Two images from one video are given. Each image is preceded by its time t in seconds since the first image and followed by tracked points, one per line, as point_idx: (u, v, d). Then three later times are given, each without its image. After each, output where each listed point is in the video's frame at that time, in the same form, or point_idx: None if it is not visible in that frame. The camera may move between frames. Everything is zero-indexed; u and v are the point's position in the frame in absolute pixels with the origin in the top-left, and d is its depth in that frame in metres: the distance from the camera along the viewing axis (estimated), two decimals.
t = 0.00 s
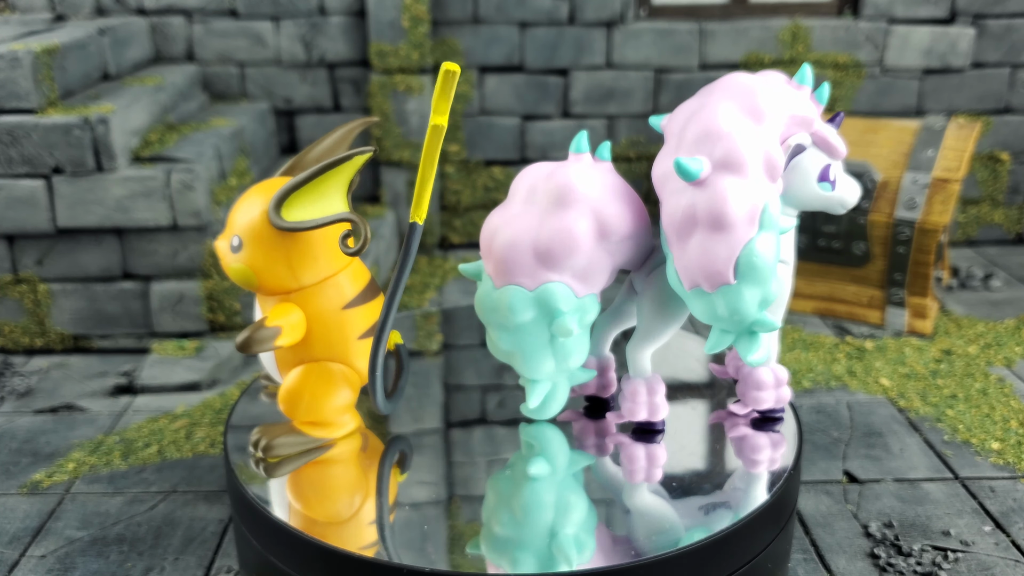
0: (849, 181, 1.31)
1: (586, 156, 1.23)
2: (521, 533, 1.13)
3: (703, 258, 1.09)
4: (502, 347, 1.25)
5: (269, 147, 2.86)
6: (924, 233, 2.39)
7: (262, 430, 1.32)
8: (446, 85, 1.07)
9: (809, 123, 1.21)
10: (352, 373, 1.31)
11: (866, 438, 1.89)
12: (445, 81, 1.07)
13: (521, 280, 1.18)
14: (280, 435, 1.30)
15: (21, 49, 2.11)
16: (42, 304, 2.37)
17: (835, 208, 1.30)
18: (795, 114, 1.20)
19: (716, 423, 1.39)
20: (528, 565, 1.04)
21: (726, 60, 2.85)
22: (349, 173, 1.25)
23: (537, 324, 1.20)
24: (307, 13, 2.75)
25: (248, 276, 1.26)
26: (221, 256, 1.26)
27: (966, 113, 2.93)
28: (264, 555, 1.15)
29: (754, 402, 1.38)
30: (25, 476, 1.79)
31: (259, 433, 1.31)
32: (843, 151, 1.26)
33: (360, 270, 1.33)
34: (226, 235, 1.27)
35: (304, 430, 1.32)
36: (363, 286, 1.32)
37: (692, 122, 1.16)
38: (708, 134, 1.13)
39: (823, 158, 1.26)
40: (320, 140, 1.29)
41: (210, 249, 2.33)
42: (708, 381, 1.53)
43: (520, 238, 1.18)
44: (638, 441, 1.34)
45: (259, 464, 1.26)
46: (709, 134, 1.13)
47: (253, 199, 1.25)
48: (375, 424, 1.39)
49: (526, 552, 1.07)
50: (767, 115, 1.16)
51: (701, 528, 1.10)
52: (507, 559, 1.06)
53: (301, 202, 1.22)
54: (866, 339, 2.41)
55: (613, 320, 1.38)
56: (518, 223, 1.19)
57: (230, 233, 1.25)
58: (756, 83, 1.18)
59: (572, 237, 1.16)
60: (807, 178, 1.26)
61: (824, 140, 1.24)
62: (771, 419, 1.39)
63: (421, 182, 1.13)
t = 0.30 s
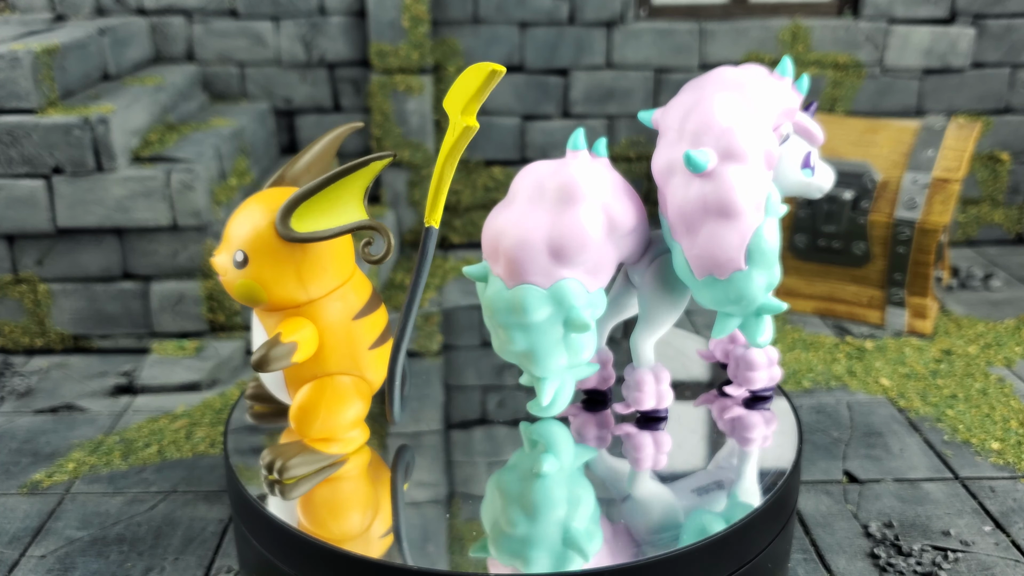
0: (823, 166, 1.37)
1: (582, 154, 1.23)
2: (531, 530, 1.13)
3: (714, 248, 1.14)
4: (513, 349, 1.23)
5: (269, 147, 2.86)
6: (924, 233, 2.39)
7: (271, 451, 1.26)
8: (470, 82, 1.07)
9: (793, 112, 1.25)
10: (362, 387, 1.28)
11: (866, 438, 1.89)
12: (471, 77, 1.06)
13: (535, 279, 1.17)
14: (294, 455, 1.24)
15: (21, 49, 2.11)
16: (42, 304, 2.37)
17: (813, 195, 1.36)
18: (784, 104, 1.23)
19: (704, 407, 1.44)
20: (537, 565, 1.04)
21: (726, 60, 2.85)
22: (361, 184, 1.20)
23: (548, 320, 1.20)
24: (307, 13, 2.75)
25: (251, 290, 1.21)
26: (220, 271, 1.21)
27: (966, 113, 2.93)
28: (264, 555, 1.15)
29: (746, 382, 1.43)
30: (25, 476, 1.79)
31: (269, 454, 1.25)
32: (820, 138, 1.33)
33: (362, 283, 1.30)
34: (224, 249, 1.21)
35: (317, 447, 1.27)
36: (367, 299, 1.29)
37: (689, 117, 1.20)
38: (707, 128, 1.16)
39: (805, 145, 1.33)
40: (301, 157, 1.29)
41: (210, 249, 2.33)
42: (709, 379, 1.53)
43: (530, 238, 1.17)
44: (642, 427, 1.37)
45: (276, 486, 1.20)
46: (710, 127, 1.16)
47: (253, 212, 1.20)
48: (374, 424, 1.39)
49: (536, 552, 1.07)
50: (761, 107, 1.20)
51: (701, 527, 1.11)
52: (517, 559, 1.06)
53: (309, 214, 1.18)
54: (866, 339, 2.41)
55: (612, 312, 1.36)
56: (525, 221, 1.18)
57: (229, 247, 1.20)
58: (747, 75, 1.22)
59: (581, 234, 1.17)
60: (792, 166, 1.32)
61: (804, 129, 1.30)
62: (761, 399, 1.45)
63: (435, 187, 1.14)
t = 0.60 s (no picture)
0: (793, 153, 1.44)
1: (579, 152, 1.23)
2: (543, 524, 1.14)
3: (716, 236, 1.23)
4: (524, 348, 1.23)
5: (269, 147, 2.86)
6: (924, 233, 2.39)
7: (290, 472, 1.20)
8: (507, 82, 1.06)
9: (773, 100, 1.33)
10: (378, 398, 1.26)
11: (866, 438, 1.89)
12: (508, 77, 1.06)
13: (548, 277, 1.18)
14: (318, 473, 1.20)
15: (21, 49, 2.11)
16: (42, 304, 2.37)
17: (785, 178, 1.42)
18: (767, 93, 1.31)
19: (687, 391, 1.48)
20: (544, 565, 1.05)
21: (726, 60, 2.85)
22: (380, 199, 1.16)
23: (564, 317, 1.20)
24: (307, 13, 2.75)
25: (264, 305, 1.17)
26: (230, 286, 1.17)
27: (966, 113, 2.93)
28: (264, 555, 1.15)
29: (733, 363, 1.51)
30: (25, 476, 1.79)
31: (291, 475, 1.19)
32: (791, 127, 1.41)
33: (372, 296, 1.28)
34: (232, 264, 1.17)
35: (337, 464, 1.23)
36: (376, 311, 1.28)
37: (682, 109, 1.27)
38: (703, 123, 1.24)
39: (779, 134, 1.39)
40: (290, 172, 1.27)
41: (210, 249, 2.32)
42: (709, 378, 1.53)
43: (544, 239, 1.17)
44: (642, 415, 1.42)
45: (306, 507, 1.15)
46: (705, 120, 1.24)
47: (261, 225, 1.17)
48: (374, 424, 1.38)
49: (553, 547, 1.08)
50: (750, 98, 1.27)
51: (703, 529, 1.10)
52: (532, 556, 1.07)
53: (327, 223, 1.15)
54: (866, 339, 2.41)
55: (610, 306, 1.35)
56: (539, 221, 1.17)
57: (240, 261, 1.17)
58: (734, 69, 1.28)
59: (593, 232, 1.18)
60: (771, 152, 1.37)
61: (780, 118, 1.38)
62: (744, 379, 1.52)
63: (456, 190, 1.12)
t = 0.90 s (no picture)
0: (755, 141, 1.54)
1: (572, 149, 1.23)
2: (546, 518, 1.16)
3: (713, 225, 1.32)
4: (534, 346, 1.25)
5: (269, 147, 2.86)
6: (924, 233, 2.40)
7: (321, 492, 1.15)
8: (543, 80, 1.02)
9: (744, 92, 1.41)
10: (402, 407, 1.23)
11: (866, 438, 1.89)
12: (545, 75, 1.01)
13: (560, 274, 1.19)
14: (352, 489, 1.15)
15: (21, 49, 2.11)
16: (42, 304, 2.37)
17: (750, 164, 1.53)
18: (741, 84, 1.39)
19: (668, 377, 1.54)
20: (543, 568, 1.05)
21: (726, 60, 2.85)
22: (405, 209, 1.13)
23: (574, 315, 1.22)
24: (306, 13, 2.75)
25: (288, 319, 1.13)
26: (252, 301, 1.12)
27: (966, 113, 2.93)
28: (265, 555, 1.15)
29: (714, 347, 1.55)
30: (25, 476, 1.79)
31: (322, 495, 1.14)
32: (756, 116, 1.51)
33: (389, 308, 1.25)
34: (250, 279, 1.13)
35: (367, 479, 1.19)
36: (392, 322, 1.24)
37: (668, 104, 1.32)
38: (691, 117, 1.29)
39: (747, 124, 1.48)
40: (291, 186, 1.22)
41: (210, 249, 2.32)
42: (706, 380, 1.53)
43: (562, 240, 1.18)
44: (636, 404, 1.45)
45: (344, 526, 1.11)
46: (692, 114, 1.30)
47: (277, 238, 1.12)
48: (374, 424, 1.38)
49: (558, 542, 1.10)
50: (729, 88, 1.34)
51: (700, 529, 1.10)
52: (539, 554, 1.08)
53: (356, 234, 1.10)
54: (866, 339, 2.41)
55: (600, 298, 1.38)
56: (554, 222, 1.18)
57: (262, 275, 1.12)
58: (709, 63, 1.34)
59: (601, 229, 1.21)
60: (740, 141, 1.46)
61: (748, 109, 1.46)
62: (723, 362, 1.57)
63: (478, 192, 1.05)
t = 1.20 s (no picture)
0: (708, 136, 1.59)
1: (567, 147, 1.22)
2: (550, 513, 1.16)
3: (705, 215, 1.35)
4: (544, 344, 1.24)
5: (269, 147, 2.86)
6: (924, 233, 2.40)
7: (362, 509, 1.09)
8: (583, 79, 1.00)
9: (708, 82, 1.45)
10: (432, 415, 1.17)
11: (866, 438, 1.89)
12: (585, 74, 1.00)
13: (567, 271, 1.19)
14: (393, 503, 1.10)
15: (21, 49, 2.11)
16: (42, 304, 2.37)
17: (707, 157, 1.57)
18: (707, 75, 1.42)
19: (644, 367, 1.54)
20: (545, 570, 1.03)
21: (726, 60, 2.85)
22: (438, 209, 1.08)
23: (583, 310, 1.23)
24: (306, 13, 2.75)
25: (323, 334, 1.06)
26: (284, 316, 1.05)
27: (966, 113, 2.93)
28: (265, 556, 1.13)
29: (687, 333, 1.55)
30: (25, 476, 1.79)
31: (363, 512, 1.08)
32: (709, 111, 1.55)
33: (413, 321, 1.19)
34: (276, 293, 1.06)
35: (404, 491, 1.13)
36: (414, 332, 1.18)
37: (648, 100, 1.33)
38: (674, 109, 1.32)
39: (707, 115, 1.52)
40: (302, 199, 1.15)
41: (210, 249, 2.32)
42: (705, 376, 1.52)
43: (567, 240, 1.19)
44: (630, 394, 1.46)
45: (391, 543, 1.06)
46: (673, 109, 1.32)
47: (303, 249, 1.06)
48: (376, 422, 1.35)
49: (564, 535, 1.10)
50: (702, 79, 1.37)
51: (687, 517, 1.13)
52: (547, 551, 1.07)
53: (390, 243, 1.05)
54: (866, 339, 2.41)
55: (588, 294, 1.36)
56: (557, 220, 1.18)
57: (293, 289, 1.05)
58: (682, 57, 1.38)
59: (604, 224, 1.22)
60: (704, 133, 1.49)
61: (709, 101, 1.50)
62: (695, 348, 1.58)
63: (503, 187, 1.03)
